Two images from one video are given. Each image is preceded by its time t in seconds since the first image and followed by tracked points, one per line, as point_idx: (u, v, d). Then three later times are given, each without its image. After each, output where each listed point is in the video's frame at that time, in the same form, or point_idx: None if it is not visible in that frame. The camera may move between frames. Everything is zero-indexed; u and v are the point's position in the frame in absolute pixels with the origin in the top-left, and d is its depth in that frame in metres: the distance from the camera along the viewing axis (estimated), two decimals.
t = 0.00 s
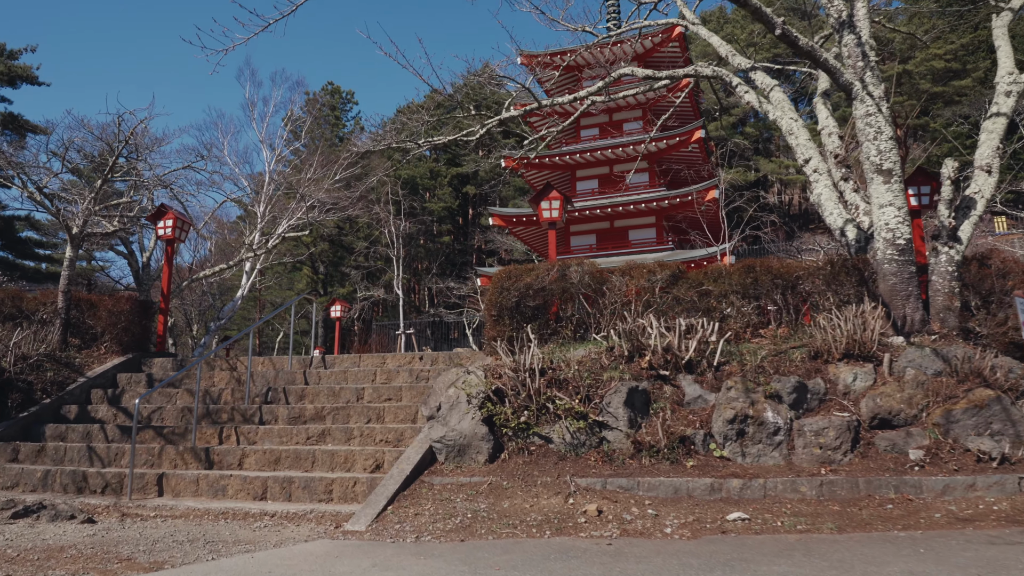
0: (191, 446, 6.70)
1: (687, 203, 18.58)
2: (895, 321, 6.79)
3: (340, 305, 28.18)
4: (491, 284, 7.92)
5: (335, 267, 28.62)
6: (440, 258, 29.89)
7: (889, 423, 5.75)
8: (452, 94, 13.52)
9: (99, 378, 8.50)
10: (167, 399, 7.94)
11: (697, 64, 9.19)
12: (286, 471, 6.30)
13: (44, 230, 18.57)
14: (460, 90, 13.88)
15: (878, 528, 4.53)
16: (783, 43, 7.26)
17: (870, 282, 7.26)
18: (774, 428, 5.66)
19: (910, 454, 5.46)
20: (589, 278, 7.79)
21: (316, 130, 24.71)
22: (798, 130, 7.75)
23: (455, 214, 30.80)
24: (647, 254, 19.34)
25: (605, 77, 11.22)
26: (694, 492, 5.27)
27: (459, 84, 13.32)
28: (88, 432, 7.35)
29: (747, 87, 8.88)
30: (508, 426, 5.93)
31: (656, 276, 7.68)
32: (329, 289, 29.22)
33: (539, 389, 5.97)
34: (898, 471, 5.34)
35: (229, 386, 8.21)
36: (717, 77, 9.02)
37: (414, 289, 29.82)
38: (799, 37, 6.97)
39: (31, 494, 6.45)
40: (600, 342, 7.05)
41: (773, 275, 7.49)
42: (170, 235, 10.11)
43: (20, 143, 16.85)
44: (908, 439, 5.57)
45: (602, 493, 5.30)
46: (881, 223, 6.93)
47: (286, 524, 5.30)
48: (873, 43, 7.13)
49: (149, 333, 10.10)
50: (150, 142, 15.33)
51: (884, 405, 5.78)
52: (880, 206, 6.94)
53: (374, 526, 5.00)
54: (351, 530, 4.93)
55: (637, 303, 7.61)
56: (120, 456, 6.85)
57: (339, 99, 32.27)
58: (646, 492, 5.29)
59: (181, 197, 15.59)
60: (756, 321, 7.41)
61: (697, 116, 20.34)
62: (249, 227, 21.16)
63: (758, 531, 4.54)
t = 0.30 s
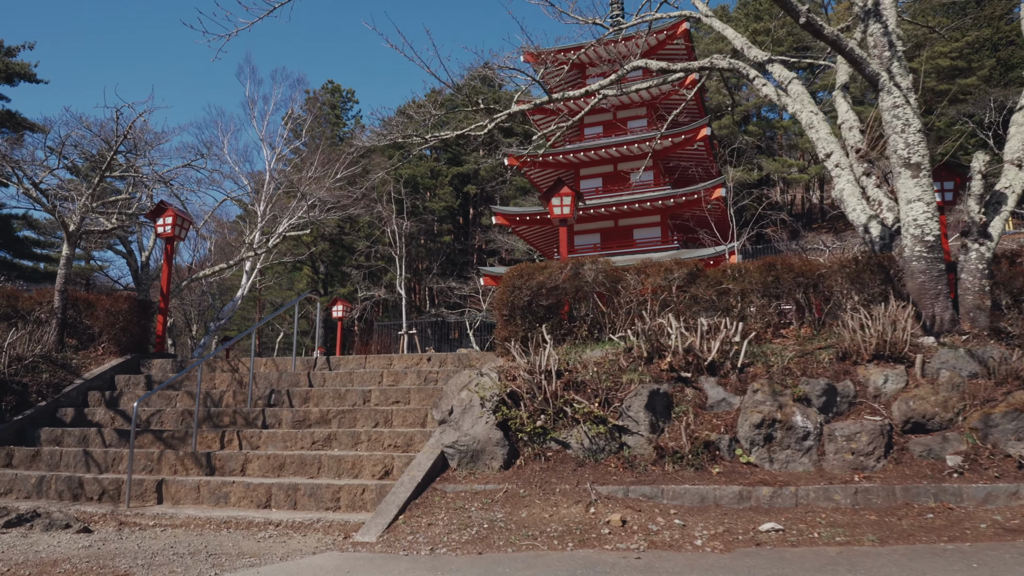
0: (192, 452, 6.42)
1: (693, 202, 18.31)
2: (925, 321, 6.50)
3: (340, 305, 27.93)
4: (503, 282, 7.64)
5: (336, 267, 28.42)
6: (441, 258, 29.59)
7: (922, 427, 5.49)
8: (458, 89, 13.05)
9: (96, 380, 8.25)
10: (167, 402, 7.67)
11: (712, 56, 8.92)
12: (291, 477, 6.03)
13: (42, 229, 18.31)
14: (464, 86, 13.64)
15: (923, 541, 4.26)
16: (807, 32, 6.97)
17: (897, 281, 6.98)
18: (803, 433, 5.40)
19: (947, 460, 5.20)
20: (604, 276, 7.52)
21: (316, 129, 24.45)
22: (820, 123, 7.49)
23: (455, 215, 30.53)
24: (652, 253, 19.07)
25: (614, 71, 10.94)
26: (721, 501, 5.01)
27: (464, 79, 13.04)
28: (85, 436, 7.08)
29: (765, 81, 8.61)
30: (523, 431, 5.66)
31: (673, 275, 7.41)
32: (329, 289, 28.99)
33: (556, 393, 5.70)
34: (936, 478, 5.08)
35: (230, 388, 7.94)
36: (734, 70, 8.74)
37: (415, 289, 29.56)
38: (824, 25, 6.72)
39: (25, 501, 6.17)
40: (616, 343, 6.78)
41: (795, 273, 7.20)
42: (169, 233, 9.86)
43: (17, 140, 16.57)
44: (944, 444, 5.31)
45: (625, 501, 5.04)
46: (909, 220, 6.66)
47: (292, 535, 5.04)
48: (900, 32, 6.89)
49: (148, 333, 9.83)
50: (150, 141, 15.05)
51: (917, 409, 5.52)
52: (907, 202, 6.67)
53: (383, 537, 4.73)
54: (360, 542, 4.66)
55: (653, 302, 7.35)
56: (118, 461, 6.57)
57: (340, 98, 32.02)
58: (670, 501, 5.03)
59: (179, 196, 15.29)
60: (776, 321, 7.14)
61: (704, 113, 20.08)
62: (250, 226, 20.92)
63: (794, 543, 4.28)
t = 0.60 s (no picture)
0: (193, 458, 6.15)
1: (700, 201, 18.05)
2: (958, 321, 6.23)
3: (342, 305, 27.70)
4: (516, 281, 7.38)
5: (337, 267, 28.21)
6: (442, 258, 29.31)
7: (961, 432, 5.23)
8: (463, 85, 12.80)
9: (93, 383, 7.98)
10: (167, 406, 7.40)
11: (731, 49, 8.66)
12: (297, 485, 5.77)
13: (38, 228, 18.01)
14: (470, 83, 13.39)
15: (975, 555, 4.00)
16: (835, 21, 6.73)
17: (927, 279, 6.71)
18: (837, 439, 5.13)
19: (990, 468, 4.94)
20: (620, 275, 7.27)
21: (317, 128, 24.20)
22: (846, 118, 7.22)
23: (457, 214, 30.29)
24: (658, 253, 18.79)
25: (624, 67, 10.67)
26: (753, 511, 4.76)
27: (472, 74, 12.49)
28: (82, 441, 6.81)
29: (785, 73, 8.35)
30: (542, 437, 5.39)
31: (692, 274, 7.15)
32: (330, 289, 28.78)
33: (576, 397, 5.43)
34: (979, 487, 4.82)
35: (233, 391, 7.68)
36: (753, 62, 8.47)
37: (417, 289, 29.31)
38: (853, 14, 6.48)
39: (19, 510, 5.90)
40: (636, 345, 6.51)
41: (820, 272, 6.93)
42: (169, 231, 9.59)
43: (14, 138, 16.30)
44: (985, 451, 5.05)
45: (651, 512, 4.78)
46: (941, 216, 6.40)
47: (299, 548, 4.78)
48: (931, 22, 6.64)
49: (148, 333, 9.57)
50: (149, 138, 14.77)
51: (955, 414, 5.25)
52: (939, 198, 6.40)
53: (398, 550, 4.48)
54: (373, 556, 4.40)
55: (672, 302, 7.09)
56: (116, 468, 6.30)
57: (340, 96, 31.77)
58: (699, 512, 4.77)
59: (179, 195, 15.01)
60: (800, 321, 6.87)
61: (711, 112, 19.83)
62: (251, 225, 20.66)
63: (837, 559, 4.02)
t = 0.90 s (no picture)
0: (196, 466, 5.88)
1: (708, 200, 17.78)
2: (994, 322, 5.95)
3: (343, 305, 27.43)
4: (531, 281, 7.12)
5: (338, 267, 27.93)
6: (444, 258, 28.98)
7: (1005, 439, 4.97)
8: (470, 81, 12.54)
9: (92, 387, 7.72)
10: (169, 410, 7.13)
11: (751, 41, 8.41)
12: (305, 494, 5.51)
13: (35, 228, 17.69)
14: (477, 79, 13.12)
15: None
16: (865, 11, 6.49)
17: (959, 279, 6.44)
18: (874, 446, 4.88)
19: None
20: (638, 274, 7.00)
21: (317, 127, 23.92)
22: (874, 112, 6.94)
23: (459, 214, 30.01)
24: (664, 253, 18.51)
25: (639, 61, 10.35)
26: (790, 523, 4.50)
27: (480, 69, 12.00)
28: (79, 448, 6.54)
29: (807, 66, 8.11)
30: (563, 444, 5.12)
31: (714, 273, 6.88)
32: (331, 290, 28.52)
33: (600, 403, 5.16)
34: None
35: (236, 395, 7.41)
36: (774, 55, 8.21)
37: (419, 289, 29.03)
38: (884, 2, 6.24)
39: (14, 521, 5.63)
40: (657, 347, 6.24)
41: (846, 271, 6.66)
42: (170, 229, 9.30)
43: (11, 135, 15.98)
44: None
45: (682, 524, 4.52)
46: (976, 213, 6.13)
47: (309, 563, 4.51)
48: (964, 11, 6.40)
49: (148, 334, 9.30)
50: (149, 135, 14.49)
51: (999, 420, 4.99)
52: (975, 194, 6.14)
53: (415, 566, 4.22)
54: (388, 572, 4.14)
55: (693, 302, 6.81)
56: (116, 476, 6.03)
57: (341, 95, 31.50)
58: (733, 524, 4.51)
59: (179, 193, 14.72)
60: (826, 322, 6.60)
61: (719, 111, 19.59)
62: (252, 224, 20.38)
63: None
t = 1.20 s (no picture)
0: (200, 474, 5.62)
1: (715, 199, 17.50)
2: None
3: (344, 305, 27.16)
4: (548, 281, 6.87)
5: (340, 267, 27.66)
6: (446, 258, 28.71)
7: None
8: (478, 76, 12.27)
9: (91, 391, 7.46)
10: (171, 415, 6.87)
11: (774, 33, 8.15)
12: (314, 504, 5.25)
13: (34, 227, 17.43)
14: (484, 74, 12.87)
15: None
16: None
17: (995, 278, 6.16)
18: (918, 455, 4.61)
19: None
20: (659, 274, 6.75)
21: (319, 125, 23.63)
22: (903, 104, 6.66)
23: (461, 213, 29.74)
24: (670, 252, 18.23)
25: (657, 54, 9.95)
26: (831, 537, 4.24)
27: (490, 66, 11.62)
28: (78, 454, 6.28)
29: (831, 59, 7.87)
30: (587, 453, 4.87)
31: (738, 273, 6.62)
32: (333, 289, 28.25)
33: (626, 410, 4.90)
34: None
35: (241, 399, 7.15)
36: (797, 47, 7.95)
37: (421, 289, 28.76)
38: None
39: (9, 532, 5.37)
40: (681, 350, 5.99)
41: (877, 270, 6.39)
42: (173, 228, 9.02)
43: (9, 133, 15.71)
44: None
45: (716, 539, 4.26)
46: (1013, 209, 5.84)
47: None
48: None
49: (149, 335, 9.04)
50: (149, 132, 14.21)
51: None
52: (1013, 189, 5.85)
53: None
54: None
55: (716, 302, 6.56)
56: (115, 484, 5.78)
57: (343, 94, 31.22)
58: (770, 538, 4.25)
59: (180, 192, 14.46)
60: (855, 324, 6.33)
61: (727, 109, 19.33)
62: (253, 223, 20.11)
63: None
